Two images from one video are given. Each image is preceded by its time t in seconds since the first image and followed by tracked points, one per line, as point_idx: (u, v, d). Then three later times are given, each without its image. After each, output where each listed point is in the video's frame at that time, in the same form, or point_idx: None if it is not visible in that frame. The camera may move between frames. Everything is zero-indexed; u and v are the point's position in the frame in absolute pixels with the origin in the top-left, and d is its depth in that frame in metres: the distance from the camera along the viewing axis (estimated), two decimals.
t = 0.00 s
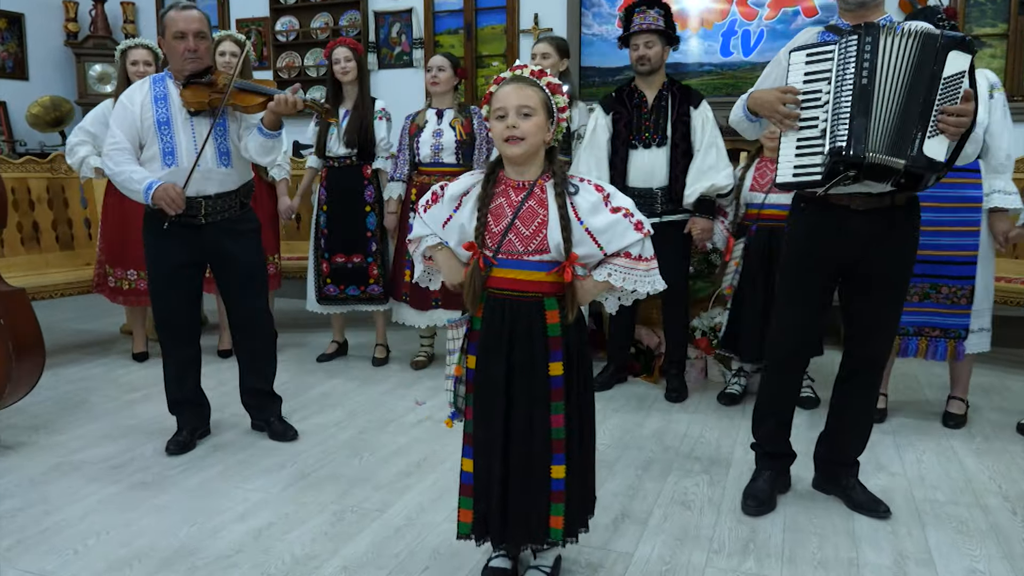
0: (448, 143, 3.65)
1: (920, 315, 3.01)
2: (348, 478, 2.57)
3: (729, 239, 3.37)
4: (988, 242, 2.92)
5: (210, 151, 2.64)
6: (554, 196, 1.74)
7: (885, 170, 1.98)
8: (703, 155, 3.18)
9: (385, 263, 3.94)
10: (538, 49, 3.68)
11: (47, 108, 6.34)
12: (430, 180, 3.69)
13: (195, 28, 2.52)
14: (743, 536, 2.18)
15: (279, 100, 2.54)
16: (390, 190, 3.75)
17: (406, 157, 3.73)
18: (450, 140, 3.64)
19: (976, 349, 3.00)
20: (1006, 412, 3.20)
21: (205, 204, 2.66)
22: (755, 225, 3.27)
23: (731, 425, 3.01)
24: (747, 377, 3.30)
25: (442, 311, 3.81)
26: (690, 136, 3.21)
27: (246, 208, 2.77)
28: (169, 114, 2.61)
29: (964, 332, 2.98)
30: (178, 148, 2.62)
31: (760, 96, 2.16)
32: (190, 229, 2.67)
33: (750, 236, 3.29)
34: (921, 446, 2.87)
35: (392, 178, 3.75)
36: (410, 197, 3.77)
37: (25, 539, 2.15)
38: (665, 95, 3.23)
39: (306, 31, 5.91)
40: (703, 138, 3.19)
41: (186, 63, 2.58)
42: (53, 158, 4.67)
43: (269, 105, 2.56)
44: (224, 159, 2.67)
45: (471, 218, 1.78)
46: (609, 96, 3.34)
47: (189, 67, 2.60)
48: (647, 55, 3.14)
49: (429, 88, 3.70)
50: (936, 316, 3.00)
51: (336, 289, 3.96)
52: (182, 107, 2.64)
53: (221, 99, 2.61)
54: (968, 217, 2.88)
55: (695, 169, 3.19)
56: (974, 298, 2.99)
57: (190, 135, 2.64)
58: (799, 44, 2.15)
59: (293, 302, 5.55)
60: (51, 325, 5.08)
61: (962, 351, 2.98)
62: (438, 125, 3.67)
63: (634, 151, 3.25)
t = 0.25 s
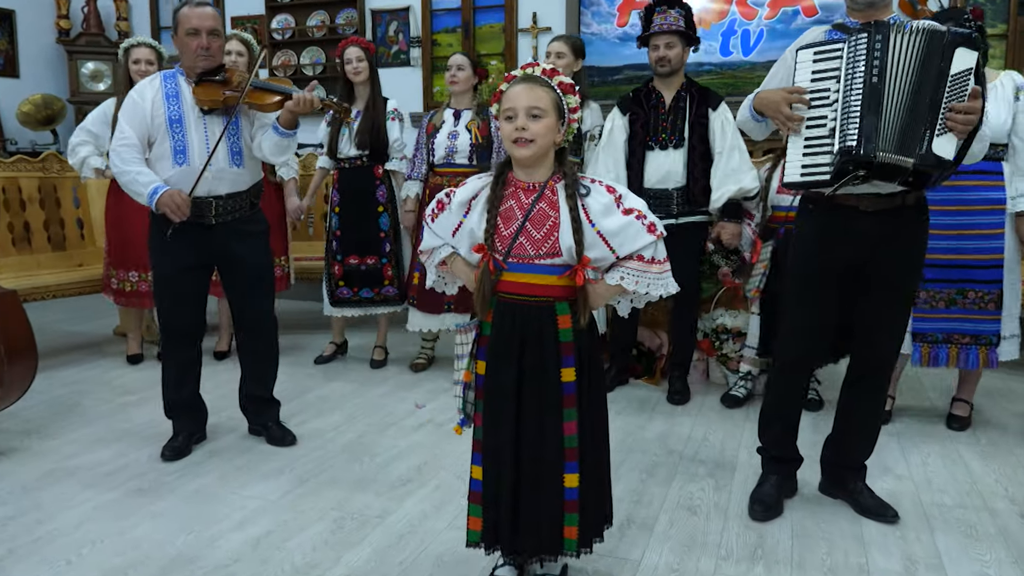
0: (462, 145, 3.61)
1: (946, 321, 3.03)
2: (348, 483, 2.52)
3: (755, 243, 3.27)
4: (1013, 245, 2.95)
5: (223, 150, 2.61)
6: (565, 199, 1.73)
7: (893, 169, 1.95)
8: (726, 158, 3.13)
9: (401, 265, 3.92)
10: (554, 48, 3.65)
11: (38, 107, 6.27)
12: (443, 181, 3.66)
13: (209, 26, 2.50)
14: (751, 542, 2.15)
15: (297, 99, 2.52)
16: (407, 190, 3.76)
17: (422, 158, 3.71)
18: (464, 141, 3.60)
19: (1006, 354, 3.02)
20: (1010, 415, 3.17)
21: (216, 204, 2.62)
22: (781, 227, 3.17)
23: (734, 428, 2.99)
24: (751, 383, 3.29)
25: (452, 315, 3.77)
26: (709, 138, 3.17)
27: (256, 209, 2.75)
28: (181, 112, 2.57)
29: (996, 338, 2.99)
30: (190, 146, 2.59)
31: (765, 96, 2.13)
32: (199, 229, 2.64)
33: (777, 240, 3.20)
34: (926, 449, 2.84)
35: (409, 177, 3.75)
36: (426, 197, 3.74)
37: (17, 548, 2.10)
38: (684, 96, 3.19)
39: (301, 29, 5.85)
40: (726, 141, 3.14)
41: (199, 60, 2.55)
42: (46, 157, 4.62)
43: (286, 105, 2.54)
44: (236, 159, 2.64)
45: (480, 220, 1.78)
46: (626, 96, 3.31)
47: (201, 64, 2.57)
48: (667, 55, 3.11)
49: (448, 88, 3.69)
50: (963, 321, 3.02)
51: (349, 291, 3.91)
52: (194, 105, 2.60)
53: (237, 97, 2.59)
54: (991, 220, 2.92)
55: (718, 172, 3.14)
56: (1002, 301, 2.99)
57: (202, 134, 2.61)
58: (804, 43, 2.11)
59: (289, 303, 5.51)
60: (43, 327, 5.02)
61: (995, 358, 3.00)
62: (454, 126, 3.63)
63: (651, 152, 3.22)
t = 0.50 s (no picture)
0: (467, 146, 3.57)
1: (937, 322, 3.02)
2: (343, 491, 2.48)
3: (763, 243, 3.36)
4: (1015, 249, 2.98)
5: (225, 152, 2.58)
6: (567, 202, 1.70)
7: (895, 173, 1.93)
8: (735, 161, 3.12)
9: (394, 267, 3.91)
10: (559, 46, 3.62)
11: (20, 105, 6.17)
12: (445, 182, 3.62)
13: (214, 22, 2.47)
14: (754, 548, 2.13)
15: (303, 100, 2.50)
16: (412, 186, 3.74)
17: (428, 156, 3.69)
18: (469, 143, 3.56)
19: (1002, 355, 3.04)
20: (1007, 416, 3.17)
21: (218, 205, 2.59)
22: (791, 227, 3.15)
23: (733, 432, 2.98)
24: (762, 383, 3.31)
25: (453, 320, 3.66)
26: (716, 139, 3.16)
27: (257, 210, 2.73)
28: (183, 111, 2.54)
29: (987, 342, 2.98)
30: (191, 146, 2.55)
31: (769, 94, 2.11)
32: (200, 232, 2.61)
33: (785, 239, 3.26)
34: (925, 452, 2.83)
35: (415, 173, 3.73)
36: (429, 197, 3.71)
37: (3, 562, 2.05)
38: (692, 96, 3.19)
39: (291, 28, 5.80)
40: (736, 143, 3.12)
41: (203, 57, 2.51)
42: (29, 157, 4.54)
43: (292, 106, 2.53)
44: (239, 160, 2.61)
45: (481, 226, 1.75)
46: (635, 94, 3.30)
47: (204, 61, 2.53)
48: (676, 54, 3.11)
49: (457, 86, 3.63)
50: (951, 324, 3.01)
51: (341, 294, 3.85)
52: (196, 104, 2.57)
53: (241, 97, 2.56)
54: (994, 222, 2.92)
55: (729, 174, 3.13)
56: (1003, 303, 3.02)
57: (204, 134, 2.58)
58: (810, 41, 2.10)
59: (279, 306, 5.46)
60: (26, 331, 4.95)
61: (985, 362, 2.98)
62: (460, 127, 3.59)
63: (655, 151, 3.21)
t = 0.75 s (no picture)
0: (460, 146, 3.55)
1: (923, 321, 3.04)
2: (333, 499, 2.45)
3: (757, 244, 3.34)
4: (1002, 252, 2.98)
5: (213, 152, 2.53)
6: (560, 203, 1.65)
7: (892, 177, 1.94)
8: (726, 163, 3.08)
9: (381, 269, 3.85)
10: (550, 46, 3.58)
11: None
12: (437, 182, 3.60)
13: (203, 18, 2.43)
14: (750, 553, 2.12)
15: (292, 98, 2.46)
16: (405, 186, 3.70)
17: (420, 155, 3.67)
18: (462, 143, 3.54)
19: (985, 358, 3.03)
20: (995, 417, 3.18)
21: (204, 207, 2.55)
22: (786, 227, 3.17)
23: (726, 436, 2.98)
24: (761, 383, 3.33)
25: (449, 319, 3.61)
26: (706, 142, 3.13)
27: (248, 212, 2.68)
28: (170, 110, 2.50)
29: (974, 341, 2.99)
30: (178, 146, 2.51)
31: (766, 92, 2.11)
32: (186, 234, 2.56)
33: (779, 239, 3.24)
34: (915, 453, 2.83)
35: (407, 173, 3.69)
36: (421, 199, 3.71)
37: None
38: (684, 97, 3.17)
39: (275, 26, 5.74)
40: (726, 146, 3.08)
41: (191, 55, 2.48)
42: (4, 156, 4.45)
43: (284, 105, 2.49)
44: (227, 160, 2.56)
45: (474, 230, 1.72)
46: (627, 95, 3.30)
47: (193, 59, 2.49)
48: (669, 54, 3.10)
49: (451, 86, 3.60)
50: (939, 322, 3.03)
51: (330, 296, 3.83)
52: (185, 103, 2.52)
53: (230, 95, 2.51)
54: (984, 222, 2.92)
55: (718, 178, 3.10)
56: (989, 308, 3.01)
57: (192, 133, 2.53)
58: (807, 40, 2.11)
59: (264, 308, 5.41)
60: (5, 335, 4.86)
61: (972, 361, 2.99)
62: (453, 127, 3.57)
63: (644, 152, 3.19)
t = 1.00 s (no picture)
0: (430, 147, 3.50)
1: (896, 322, 3.05)
2: (306, 507, 2.39)
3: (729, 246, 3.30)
4: (971, 250, 2.97)
5: (178, 153, 2.46)
6: (537, 205, 1.60)
7: (876, 180, 1.97)
8: (689, 165, 3.06)
9: (350, 271, 3.79)
10: (517, 46, 3.53)
11: None
12: (408, 184, 3.55)
13: (166, 15, 2.36)
14: (731, 556, 2.11)
15: (258, 95, 2.41)
16: (373, 188, 3.65)
17: (389, 157, 3.60)
18: (432, 144, 3.49)
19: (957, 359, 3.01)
20: (968, 415, 3.20)
21: (170, 209, 2.48)
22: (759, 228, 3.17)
23: (703, 437, 2.96)
24: (729, 387, 3.31)
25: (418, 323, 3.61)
26: (672, 142, 3.12)
27: (215, 214, 2.62)
28: (134, 110, 2.43)
29: (945, 342, 3.00)
30: (142, 146, 2.43)
31: (747, 99, 2.09)
32: (151, 236, 2.49)
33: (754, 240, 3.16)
34: (891, 453, 2.84)
35: (375, 174, 3.64)
36: (390, 201, 3.63)
37: None
38: (649, 98, 3.15)
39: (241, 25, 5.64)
40: (689, 146, 3.06)
41: (155, 53, 2.41)
42: None
43: (249, 102, 2.42)
44: (194, 161, 2.50)
45: (450, 232, 1.66)
46: (595, 95, 3.28)
47: (157, 57, 2.43)
48: (637, 53, 3.09)
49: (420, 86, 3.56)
50: (912, 323, 3.04)
51: (296, 300, 3.73)
52: (150, 103, 2.45)
53: (194, 94, 2.45)
54: (953, 223, 2.94)
55: (683, 178, 3.07)
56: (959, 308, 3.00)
57: (157, 133, 2.46)
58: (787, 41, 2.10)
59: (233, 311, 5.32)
60: None
61: (944, 362, 3.00)
62: (423, 127, 3.52)
63: (610, 153, 3.18)
